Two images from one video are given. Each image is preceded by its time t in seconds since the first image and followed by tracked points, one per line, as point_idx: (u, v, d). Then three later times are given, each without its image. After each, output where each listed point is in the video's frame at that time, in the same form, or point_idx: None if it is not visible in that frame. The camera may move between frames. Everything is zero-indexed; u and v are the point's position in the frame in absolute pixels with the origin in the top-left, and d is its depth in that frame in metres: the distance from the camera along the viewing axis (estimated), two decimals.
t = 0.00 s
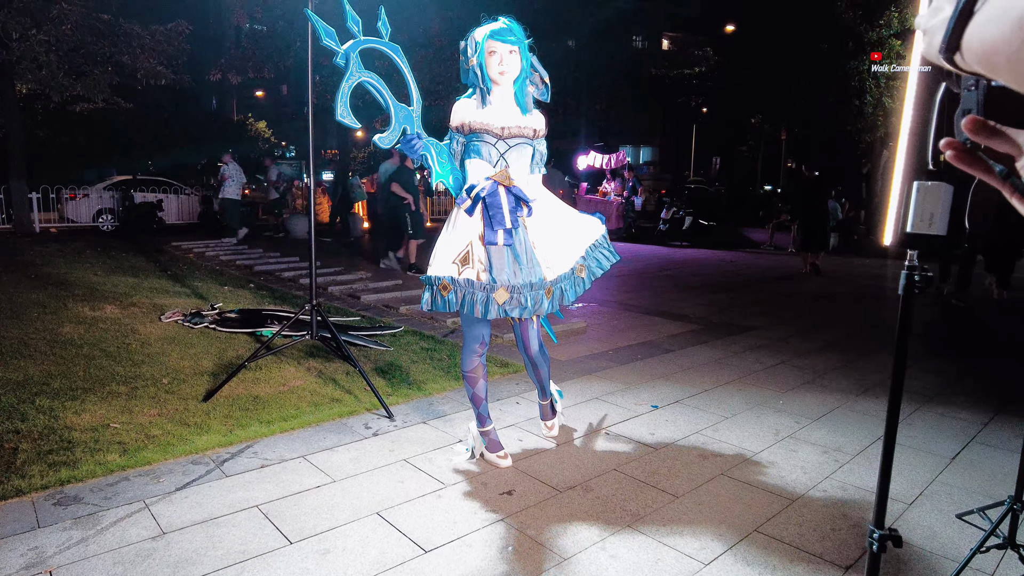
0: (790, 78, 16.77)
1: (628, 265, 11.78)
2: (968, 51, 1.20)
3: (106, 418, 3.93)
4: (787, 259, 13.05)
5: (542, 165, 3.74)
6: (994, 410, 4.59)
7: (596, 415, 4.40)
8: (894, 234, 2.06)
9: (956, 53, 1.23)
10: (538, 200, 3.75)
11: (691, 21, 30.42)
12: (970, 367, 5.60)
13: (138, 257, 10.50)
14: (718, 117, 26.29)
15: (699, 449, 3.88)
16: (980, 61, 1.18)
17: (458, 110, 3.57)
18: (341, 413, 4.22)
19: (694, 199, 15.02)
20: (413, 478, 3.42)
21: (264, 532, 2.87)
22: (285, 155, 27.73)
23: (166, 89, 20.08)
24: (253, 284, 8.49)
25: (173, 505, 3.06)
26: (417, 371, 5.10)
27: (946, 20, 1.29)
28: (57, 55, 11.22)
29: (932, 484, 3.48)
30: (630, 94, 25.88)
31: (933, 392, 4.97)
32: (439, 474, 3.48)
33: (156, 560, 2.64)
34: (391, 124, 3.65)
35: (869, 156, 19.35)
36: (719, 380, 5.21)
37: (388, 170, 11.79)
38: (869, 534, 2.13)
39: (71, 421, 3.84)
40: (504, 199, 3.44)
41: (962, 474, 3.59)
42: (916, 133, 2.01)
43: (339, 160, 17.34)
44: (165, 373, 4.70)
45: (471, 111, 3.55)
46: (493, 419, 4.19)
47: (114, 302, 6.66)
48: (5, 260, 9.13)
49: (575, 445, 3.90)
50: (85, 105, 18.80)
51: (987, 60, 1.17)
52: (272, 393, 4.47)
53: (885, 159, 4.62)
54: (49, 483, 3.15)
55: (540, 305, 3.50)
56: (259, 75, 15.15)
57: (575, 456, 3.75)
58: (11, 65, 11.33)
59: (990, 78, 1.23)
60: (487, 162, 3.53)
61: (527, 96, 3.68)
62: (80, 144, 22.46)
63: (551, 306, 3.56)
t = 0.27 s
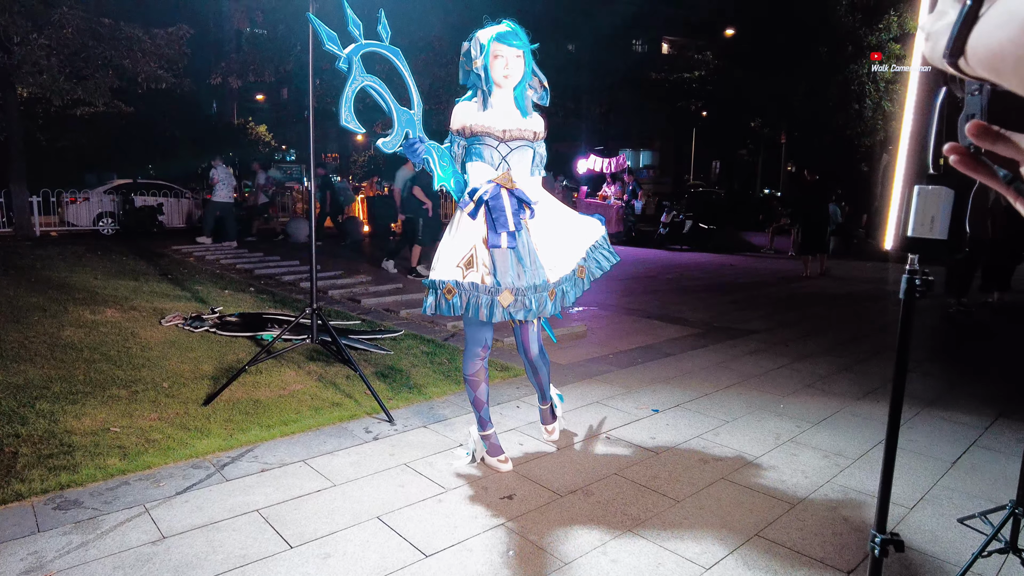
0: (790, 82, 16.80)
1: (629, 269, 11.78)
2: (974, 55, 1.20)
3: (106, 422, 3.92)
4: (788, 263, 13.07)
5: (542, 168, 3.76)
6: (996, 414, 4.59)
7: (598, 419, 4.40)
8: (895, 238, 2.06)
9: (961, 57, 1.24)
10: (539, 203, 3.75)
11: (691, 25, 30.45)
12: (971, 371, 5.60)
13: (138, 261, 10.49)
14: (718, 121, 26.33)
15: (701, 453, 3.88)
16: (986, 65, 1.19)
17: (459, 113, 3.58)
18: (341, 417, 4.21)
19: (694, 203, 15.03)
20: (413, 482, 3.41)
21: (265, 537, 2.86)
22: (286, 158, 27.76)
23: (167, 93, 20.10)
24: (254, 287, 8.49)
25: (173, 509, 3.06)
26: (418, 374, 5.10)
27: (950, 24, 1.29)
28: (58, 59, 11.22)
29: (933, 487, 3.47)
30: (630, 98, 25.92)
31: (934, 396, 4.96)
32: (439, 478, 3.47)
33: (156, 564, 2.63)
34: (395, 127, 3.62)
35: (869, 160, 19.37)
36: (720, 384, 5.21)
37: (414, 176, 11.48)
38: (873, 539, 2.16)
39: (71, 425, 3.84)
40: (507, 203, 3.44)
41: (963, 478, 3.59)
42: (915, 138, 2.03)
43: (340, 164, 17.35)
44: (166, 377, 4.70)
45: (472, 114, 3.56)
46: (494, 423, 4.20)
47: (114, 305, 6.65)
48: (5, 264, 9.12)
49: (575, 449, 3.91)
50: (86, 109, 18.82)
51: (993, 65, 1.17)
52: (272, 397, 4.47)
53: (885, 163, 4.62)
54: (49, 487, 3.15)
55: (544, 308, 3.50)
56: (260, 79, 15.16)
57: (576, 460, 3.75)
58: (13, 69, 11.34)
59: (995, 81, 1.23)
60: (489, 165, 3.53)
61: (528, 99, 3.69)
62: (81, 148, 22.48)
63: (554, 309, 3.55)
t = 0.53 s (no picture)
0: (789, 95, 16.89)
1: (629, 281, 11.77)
2: (969, 67, 1.21)
3: (105, 434, 3.91)
4: (788, 275, 13.08)
5: (540, 178, 3.78)
6: (998, 426, 4.57)
7: (598, 431, 4.39)
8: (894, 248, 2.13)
9: (954, 71, 1.25)
10: (540, 213, 3.76)
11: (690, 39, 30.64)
12: (973, 383, 5.58)
13: (138, 273, 10.48)
14: (717, 134, 26.44)
15: (701, 466, 3.86)
16: (980, 77, 1.19)
17: (459, 126, 3.59)
18: (341, 430, 4.20)
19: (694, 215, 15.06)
20: (412, 495, 3.40)
21: (264, 550, 2.84)
22: (286, 171, 27.83)
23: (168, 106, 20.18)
24: (254, 300, 8.48)
25: (172, 522, 3.04)
26: (419, 387, 5.09)
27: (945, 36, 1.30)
28: (61, 72, 11.26)
29: (936, 501, 3.45)
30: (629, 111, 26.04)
31: (935, 408, 4.94)
32: (440, 491, 3.46)
33: None
34: (400, 141, 3.62)
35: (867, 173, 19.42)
36: (721, 396, 5.19)
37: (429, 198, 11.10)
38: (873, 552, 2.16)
39: (70, 437, 3.82)
40: (509, 215, 3.45)
41: (966, 491, 3.57)
42: (913, 149, 2.10)
43: (340, 176, 17.40)
44: (166, 389, 4.68)
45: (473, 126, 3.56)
46: (494, 436, 4.18)
47: (115, 317, 6.64)
48: (5, 276, 9.11)
49: (576, 462, 3.89)
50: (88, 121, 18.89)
51: (987, 77, 1.18)
52: (272, 409, 4.45)
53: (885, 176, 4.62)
54: (47, 500, 3.13)
55: (548, 318, 3.50)
56: (261, 92, 15.22)
57: (576, 474, 3.73)
58: (16, 82, 11.39)
59: (990, 96, 1.23)
60: (490, 177, 3.55)
61: (525, 111, 3.72)
62: (82, 160, 22.55)
63: (558, 318, 3.57)
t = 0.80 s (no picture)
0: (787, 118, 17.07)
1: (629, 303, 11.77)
2: (962, 93, 1.23)
3: (102, 457, 3.89)
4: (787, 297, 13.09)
5: (538, 200, 3.79)
6: (1002, 449, 4.54)
7: (599, 454, 4.36)
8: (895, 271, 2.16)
9: (947, 96, 1.27)
10: (540, 236, 3.79)
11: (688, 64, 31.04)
12: (976, 405, 5.56)
13: (138, 295, 10.47)
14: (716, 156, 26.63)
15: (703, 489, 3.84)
16: (973, 103, 1.21)
17: (459, 150, 3.61)
18: (341, 452, 4.17)
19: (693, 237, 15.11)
20: (412, 520, 3.36)
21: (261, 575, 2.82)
22: (287, 193, 27.97)
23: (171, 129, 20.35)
24: (254, 321, 8.47)
25: (169, 546, 3.01)
26: (418, 410, 5.07)
27: (937, 62, 1.32)
28: (66, 95, 11.35)
29: (941, 525, 3.43)
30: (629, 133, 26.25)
31: (938, 430, 4.91)
32: (440, 515, 3.43)
33: None
34: (406, 166, 3.66)
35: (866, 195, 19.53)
36: (722, 419, 5.16)
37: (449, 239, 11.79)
38: None
39: (67, 460, 3.80)
40: (511, 237, 3.50)
41: (972, 515, 3.54)
42: (910, 173, 2.14)
43: (341, 198, 17.49)
44: (164, 411, 4.66)
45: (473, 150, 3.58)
46: (494, 459, 4.16)
47: (114, 339, 6.63)
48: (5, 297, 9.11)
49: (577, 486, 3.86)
50: (91, 144, 19.02)
51: (981, 103, 1.20)
52: (271, 432, 4.43)
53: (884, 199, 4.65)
54: (42, 524, 3.10)
55: (550, 340, 3.51)
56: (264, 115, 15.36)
57: (577, 498, 3.70)
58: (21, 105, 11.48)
59: (984, 120, 1.25)
60: (491, 200, 3.57)
61: (523, 135, 3.74)
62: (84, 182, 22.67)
63: (559, 340, 3.58)
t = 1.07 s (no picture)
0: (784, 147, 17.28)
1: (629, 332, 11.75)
2: (954, 127, 1.25)
3: (98, 487, 3.85)
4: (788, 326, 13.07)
5: (536, 229, 3.82)
6: (1007, 479, 4.49)
7: (600, 485, 4.31)
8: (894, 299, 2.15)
9: (940, 130, 1.29)
10: (537, 266, 3.80)
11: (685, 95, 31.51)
12: (979, 434, 5.52)
13: (138, 323, 10.46)
14: (714, 186, 26.87)
15: (706, 521, 3.79)
16: (965, 137, 1.23)
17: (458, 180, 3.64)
18: (340, 483, 4.13)
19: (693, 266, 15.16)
20: (410, 552, 3.32)
21: None
22: (289, 223, 28.12)
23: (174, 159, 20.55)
24: (254, 350, 8.45)
25: None
26: (417, 440, 5.02)
27: (929, 98, 1.35)
28: (71, 125, 11.45)
29: (949, 558, 3.37)
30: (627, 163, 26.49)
31: (942, 459, 4.87)
32: (438, 548, 3.38)
33: None
34: (407, 195, 3.69)
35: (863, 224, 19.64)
36: (725, 449, 5.11)
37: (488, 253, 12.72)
38: None
39: (62, 490, 3.76)
40: (509, 266, 3.52)
41: (980, 547, 3.48)
42: (908, 203, 2.16)
43: (342, 227, 17.56)
44: (162, 441, 4.62)
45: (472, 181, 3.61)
46: (494, 490, 4.12)
47: (113, 368, 6.60)
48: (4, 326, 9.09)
49: (577, 518, 3.81)
50: (94, 173, 19.16)
51: (971, 138, 1.22)
52: (269, 462, 4.39)
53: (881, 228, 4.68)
54: (35, 556, 3.06)
55: (549, 368, 3.50)
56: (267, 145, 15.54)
57: (577, 530, 3.66)
58: (27, 135, 11.60)
59: (975, 154, 1.27)
60: (490, 230, 3.59)
61: (520, 165, 3.78)
62: (86, 211, 22.78)
63: (558, 370, 3.58)
